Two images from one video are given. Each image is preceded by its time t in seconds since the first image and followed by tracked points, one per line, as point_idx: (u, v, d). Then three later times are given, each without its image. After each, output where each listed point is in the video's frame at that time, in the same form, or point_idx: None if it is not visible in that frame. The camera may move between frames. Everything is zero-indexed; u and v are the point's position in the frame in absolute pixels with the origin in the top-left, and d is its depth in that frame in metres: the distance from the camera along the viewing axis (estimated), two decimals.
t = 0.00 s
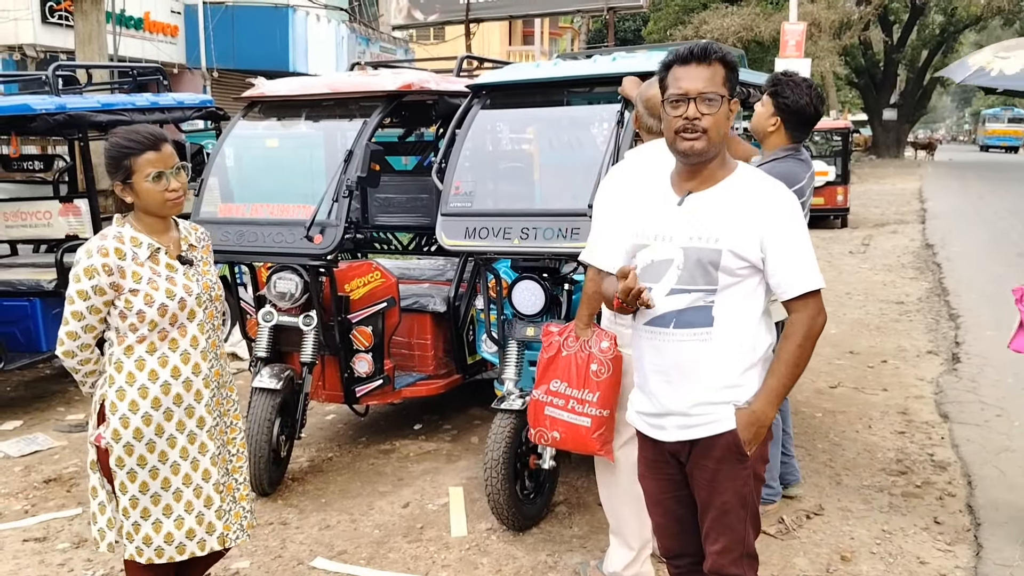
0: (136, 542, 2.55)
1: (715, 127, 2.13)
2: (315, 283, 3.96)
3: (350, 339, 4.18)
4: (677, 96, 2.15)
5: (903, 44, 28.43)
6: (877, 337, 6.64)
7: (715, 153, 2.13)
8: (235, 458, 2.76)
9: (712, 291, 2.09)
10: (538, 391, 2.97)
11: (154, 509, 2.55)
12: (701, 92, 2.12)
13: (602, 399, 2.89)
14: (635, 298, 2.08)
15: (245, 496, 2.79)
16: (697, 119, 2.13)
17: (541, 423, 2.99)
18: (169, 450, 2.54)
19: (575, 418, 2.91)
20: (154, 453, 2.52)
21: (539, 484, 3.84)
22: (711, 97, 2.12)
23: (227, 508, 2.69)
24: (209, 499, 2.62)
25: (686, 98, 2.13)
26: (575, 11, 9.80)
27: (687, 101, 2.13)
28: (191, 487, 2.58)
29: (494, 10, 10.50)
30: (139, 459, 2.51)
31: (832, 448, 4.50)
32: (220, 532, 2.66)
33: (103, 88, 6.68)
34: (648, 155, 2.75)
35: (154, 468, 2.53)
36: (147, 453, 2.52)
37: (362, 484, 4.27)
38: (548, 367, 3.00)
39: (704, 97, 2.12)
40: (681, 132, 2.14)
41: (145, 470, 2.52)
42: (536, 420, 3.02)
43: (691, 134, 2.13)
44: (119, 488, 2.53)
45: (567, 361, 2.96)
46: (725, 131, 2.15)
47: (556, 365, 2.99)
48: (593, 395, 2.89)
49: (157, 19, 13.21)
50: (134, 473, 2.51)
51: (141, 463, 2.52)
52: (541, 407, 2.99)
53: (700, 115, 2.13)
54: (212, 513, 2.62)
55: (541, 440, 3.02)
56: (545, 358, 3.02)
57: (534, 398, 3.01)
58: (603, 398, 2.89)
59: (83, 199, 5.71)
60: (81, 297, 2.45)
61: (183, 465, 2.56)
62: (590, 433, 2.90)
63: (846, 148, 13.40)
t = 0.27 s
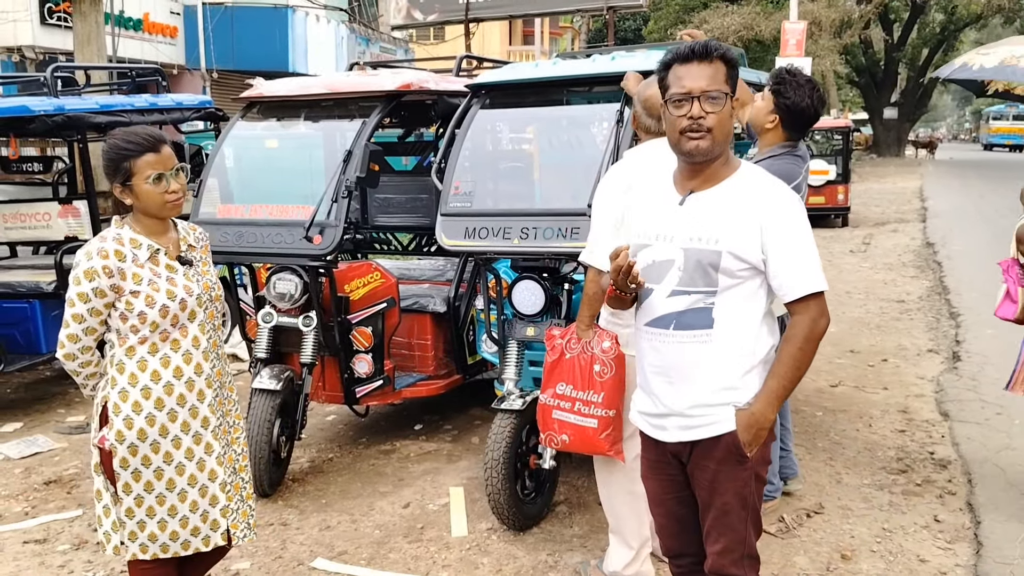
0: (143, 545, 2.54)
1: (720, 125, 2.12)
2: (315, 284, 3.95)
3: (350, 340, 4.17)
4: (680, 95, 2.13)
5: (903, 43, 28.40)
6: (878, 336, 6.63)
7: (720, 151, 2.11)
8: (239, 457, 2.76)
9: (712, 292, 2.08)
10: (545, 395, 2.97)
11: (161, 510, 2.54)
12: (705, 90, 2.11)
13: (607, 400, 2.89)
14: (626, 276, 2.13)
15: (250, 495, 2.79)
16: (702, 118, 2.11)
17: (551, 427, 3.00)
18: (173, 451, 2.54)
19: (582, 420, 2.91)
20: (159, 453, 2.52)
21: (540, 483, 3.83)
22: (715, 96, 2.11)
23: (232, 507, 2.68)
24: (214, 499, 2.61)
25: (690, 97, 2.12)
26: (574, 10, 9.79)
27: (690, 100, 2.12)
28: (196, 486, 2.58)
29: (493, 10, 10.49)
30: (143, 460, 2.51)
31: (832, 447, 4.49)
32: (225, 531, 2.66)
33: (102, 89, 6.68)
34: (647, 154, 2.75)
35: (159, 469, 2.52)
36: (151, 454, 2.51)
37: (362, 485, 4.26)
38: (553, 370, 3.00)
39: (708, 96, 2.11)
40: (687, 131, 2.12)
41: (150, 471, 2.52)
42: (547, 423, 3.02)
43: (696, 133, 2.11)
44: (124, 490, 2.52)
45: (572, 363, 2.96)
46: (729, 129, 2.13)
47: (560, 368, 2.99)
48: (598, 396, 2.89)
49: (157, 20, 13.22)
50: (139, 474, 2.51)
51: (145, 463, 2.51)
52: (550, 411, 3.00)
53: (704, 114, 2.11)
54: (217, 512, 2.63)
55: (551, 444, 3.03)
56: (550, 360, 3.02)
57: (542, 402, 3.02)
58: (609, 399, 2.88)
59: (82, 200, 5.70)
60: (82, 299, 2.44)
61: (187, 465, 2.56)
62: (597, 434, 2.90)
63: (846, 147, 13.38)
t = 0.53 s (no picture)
0: (144, 545, 2.54)
1: (716, 131, 2.12)
2: (314, 283, 3.94)
3: (349, 339, 4.17)
4: (673, 105, 2.13)
5: (903, 45, 28.41)
6: (876, 337, 6.63)
7: (718, 157, 2.12)
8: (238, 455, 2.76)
9: (715, 297, 2.08)
10: (540, 396, 2.97)
11: (162, 510, 2.54)
12: (699, 98, 2.11)
13: (603, 402, 2.89)
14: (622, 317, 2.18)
15: (248, 493, 2.80)
16: (698, 126, 2.12)
17: (546, 427, 3.00)
18: (174, 449, 2.53)
19: (577, 421, 2.91)
20: (160, 452, 2.51)
21: (537, 483, 3.83)
22: (709, 103, 2.11)
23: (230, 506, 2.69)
24: (214, 497, 2.62)
25: (683, 107, 2.12)
26: (574, 10, 9.80)
27: (685, 109, 2.12)
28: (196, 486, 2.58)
29: (493, 10, 10.48)
30: (144, 458, 2.50)
31: (830, 448, 4.49)
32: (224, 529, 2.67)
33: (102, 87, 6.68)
34: (641, 156, 2.76)
35: (160, 468, 2.52)
36: (152, 453, 2.51)
37: (360, 484, 4.26)
38: (549, 371, 2.99)
39: (702, 104, 2.11)
40: (683, 140, 2.13)
41: (151, 470, 2.51)
42: (542, 424, 3.02)
43: (693, 141, 2.12)
44: (125, 488, 2.51)
45: (567, 363, 2.95)
46: (725, 135, 2.14)
47: (556, 368, 2.98)
48: (594, 398, 2.89)
49: (156, 18, 13.22)
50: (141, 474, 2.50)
51: (146, 462, 2.50)
52: (545, 411, 3.00)
53: (700, 122, 2.12)
54: (217, 510, 2.63)
55: (546, 444, 3.03)
56: (546, 361, 3.01)
57: (538, 402, 3.02)
58: (604, 401, 2.88)
59: (82, 198, 5.70)
60: (83, 296, 2.43)
61: (187, 464, 2.56)
62: (593, 435, 2.90)
63: (846, 148, 13.39)
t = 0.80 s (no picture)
0: (143, 552, 2.51)
1: (708, 134, 2.12)
2: (312, 285, 3.96)
3: (348, 341, 4.17)
4: (666, 106, 2.14)
5: (902, 45, 28.41)
6: (874, 338, 6.63)
7: (710, 159, 2.12)
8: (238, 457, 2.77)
9: (714, 300, 2.07)
10: (533, 398, 2.97)
11: (163, 513, 2.53)
12: (690, 100, 2.12)
13: (595, 407, 2.88)
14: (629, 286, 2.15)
15: (248, 494, 2.81)
16: (689, 128, 2.12)
17: (537, 429, 2.99)
18: (176, 451, 2.54)
19: (568, 424, 2.91)
20: (162, 454, 2.51)
21: (536, 485, 3.82)
22: (701, 104, 2.12)
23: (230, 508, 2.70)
24: (215, 499, 2.63)
25: (675, 108, 2.13)
26: (572, 12, 9.81)
27: (677, 111, 2.13)
28: (197, 488, 2.58)
29: (491, 12, 10.49)
30: (147, 461, 2.50)
31: (829, 449, 4.49)
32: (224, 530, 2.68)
33: (101, 89, 6.68)
34: (636, 159, 2.77)
35: (161, 470, 2.52)
36: (155, 455, 2.51)
37: (359, 486, 4.26)
38: (543, 373, 2.99)
39: (694, 105, 2.11)
40: (674, 142, 2.13)
41: (152, 472, 2.50)
42: (532, 425, 3.02)
43: (684, 143, 2.12)
44: (127, 492, 2.50)
45: (562, 367, 2.95)
46: (717, 136, 2.14)
47: (550, 371, 2.98)
48: (587, 402, 2.89)
49: (155, 20, 13.23)
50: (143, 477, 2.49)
51: (148, 464, 2.50)
52: (536, 413, 3.00)
53: (692, 124, 2.12)
54: (217, 512, 2.65)
55: (536, 446, 3.03)
56: (540, 363, 3.01)
57: (530, 404, 3.01)
58: (597, 405, 2.88)
59: (80, 200, 5.69)
60: (86, 298, 2.43)
61: (189, 466, 2.56)
62: (584, 439, 2.89)
63: (844, 149, 13.40)
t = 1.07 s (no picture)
0: (142, 548, 2.51)
1: (703, 133, 2.11)
2: (309, 285, 3.97)
3: (344, 340, 4.17)
4: (662, 105, 2.14)
5: (901, 45, 28.43)
6: (872, 338, 6.63)
7: (705, 160, 2.11)
8: (236, 456, 2.77)
9: (708, 300, 2.07)
10: (527, 401, 2.97)
11: (163, 512, 2.52)
12: (686, 100, 2.11)
13: (589, 409, 2.89)
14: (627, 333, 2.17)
15: (247, 495, 2.80)
16: (683, 128, 2.11)
17: (531, 432, 2.99)
18: (176, 451, 2.53)
19: (563, 427, 2.91)
20: (162, 454, 2.51)
21: (534, 485, 3.83)
22: (697, 104, 2.11)
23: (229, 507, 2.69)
24: (214, 498, 2.63)
25: (671, 107, 2.12)
26: (569, 12, 9.82)
27: (672, 110, 2.12)
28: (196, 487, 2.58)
29: (489, 12, 10.49)
30: (147, 460, 2.50)
31: (827, 449, 4.49)
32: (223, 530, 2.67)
33: (98, 89, 6.68)
34: (630, 161, 2.78)
35: (161, 469, 2.51)
36: (155, 454, 2.50)
37: (356, 486, 4.26)
38: (537, 376, 2.99)
39: (689, 105, 2.11)
40: (669, 141, 2.13)
41: (153, 471, 2.50)
42: (527, 428, 3.01)
43: (678, 143, 2.12)
44: (127, 491, 2.50)
45: (554, 369, 2.95)
46: (713, 136, 2.13)
47: (544, 373, 2.98)
48: (581, 405, 2.89)
49: (153, 19, 13.23)
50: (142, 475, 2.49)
51: (149, 463, 2.50)
52: (530, 416, 3.00)
53: (686, 124, 2.11)
54: (216, 512, 2.64)
55: (531, 449, 3.02)
56: (534, 366, 3.01)
57: (524, 407, 3.01)
58: (591, 408, 2.88)
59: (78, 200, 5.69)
60: (90, 297, 2.43)
61: (189, 466, 2.55)
62: (579, 441, 2.89)
63: (843, 149, 13.41)
